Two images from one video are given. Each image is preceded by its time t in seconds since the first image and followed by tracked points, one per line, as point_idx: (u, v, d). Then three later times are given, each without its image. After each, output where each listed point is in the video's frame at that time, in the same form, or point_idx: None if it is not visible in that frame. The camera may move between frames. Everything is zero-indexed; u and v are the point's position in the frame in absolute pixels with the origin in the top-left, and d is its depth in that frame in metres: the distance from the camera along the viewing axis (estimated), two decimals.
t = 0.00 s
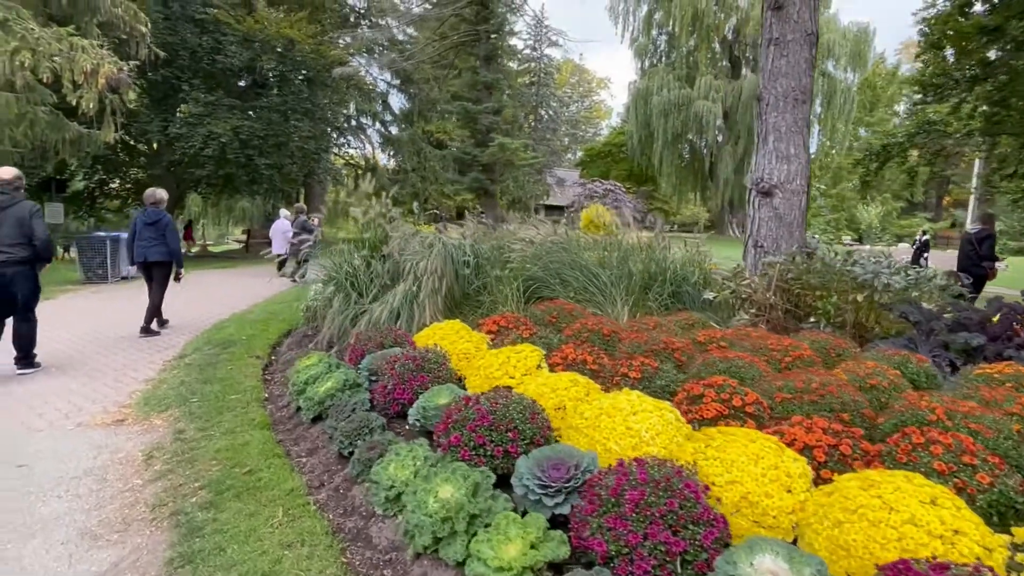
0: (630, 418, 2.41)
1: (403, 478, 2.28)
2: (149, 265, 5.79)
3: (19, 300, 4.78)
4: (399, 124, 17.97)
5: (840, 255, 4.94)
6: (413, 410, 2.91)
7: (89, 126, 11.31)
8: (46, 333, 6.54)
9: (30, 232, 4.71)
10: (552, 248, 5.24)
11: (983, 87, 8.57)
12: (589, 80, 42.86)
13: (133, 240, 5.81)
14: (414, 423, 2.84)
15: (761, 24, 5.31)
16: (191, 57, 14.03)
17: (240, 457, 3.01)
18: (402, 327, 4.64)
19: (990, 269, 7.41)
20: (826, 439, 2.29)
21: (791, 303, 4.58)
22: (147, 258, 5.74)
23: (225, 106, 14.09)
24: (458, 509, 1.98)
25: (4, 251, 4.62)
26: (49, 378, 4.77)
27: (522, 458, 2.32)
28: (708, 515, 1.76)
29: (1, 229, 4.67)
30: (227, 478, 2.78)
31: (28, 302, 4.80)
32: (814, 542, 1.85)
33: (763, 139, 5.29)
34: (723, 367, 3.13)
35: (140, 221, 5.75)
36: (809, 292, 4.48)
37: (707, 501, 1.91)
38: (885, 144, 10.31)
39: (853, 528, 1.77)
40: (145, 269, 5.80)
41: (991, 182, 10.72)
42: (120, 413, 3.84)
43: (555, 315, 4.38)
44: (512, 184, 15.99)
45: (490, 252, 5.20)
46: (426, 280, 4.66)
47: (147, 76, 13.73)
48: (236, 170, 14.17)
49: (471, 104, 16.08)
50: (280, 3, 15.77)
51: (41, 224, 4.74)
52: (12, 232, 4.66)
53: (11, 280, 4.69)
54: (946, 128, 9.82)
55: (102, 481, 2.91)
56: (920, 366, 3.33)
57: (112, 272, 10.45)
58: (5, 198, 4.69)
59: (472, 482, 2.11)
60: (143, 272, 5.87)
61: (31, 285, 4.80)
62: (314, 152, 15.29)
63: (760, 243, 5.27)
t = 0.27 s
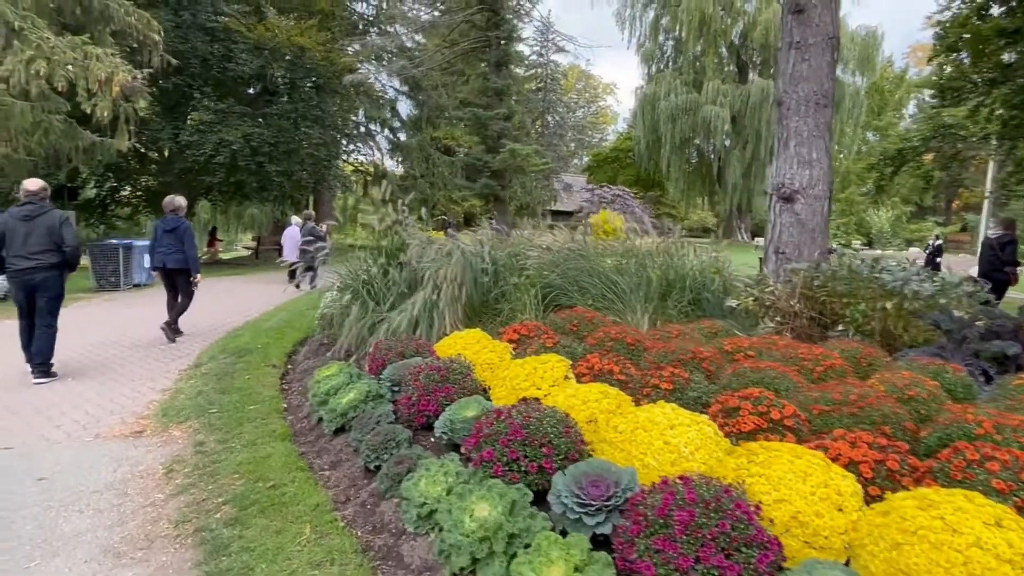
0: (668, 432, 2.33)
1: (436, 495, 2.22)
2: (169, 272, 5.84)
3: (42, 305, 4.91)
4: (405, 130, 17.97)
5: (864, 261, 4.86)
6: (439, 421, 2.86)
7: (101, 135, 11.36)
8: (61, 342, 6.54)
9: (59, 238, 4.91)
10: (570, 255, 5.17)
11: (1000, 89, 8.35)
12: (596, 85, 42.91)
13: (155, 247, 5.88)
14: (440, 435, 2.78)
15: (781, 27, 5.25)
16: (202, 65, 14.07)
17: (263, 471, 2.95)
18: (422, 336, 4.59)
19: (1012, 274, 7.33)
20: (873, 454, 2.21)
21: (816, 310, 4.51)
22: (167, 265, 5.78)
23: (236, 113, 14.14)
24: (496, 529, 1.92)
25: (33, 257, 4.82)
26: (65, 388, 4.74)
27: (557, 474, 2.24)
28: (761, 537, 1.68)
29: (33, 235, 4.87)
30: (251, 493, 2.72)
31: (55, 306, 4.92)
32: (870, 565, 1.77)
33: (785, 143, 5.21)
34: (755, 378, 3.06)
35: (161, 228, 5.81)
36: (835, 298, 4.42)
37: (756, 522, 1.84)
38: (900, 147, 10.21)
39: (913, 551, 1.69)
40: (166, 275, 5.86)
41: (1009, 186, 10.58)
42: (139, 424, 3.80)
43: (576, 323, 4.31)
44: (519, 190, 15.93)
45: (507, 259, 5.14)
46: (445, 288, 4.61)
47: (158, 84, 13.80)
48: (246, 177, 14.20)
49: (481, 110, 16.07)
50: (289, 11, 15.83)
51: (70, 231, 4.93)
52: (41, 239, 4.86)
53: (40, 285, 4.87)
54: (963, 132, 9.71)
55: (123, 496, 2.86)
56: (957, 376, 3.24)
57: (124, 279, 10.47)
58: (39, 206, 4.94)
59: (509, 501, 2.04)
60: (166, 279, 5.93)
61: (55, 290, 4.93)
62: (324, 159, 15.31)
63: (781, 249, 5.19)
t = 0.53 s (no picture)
0: (705, 447, 2.22)
1: (463, 513, 2.11)
2: (181, 278, 5.77)
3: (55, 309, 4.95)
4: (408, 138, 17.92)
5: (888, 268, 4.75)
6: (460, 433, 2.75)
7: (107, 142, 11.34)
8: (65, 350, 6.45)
9: (68, 243, 4.93)
10: (584, 262, 5.08)
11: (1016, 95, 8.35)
12: (599, 94, 42.96)
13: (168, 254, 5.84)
14: (462, 449, 2.67)
15: (798, 32, 5.17)
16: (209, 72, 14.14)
17: (276, 485, 2.84)
18: (437, 344, 4.49)
19: None
20: (924, 472, 2.09)
21: (839, 318, 4.40)
22: (178, 271, 5.72)
23: (241, 121, 14.13)
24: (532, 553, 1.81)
25: (44, 262, 4.85)
26: (71, 396, 4.64)
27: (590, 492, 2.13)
28: (821, 563, 1.57)
29: (42, 241, 4.90)
30: (265, 509, 2.61)
31: (68, 310, 4.96)
32: None
33: (804, 149, 5.12)
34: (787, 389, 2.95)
35: (173, 233, 5.77)
36: (860, 307, 4.33)
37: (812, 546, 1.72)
38: (912, 154, 10.11)
39: None
40: (177, 281, 5.79)
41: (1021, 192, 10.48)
42: (146, 435, 3.69)
43: (594, 331, 4.20)
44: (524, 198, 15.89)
45: (521, 267, 5.04)
46: (461, 295, 4.51)
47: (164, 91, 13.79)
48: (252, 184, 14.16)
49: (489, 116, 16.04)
50: (296, 19, 15.85)
51: (78, 235, 4.96)
52: (50, 244, 4.89)
53: (51, 289, 4.90)
54: (976, 138, 9.62)
55: (132, 511, 2.75)
56: (995, 387, 3.12)
57: (130, 286, 10.40)
58: (46, 213, 4.97)
59: (544, 521, 1.93)
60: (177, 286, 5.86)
61: (68, 293, 4.96)
62: (329, 166, 15.28)
63: (800, 256, 5.08)
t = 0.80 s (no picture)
0: (741, 472, 2.09)
1: (485, 545, 1.98)
2: (191, 290, 5.65)
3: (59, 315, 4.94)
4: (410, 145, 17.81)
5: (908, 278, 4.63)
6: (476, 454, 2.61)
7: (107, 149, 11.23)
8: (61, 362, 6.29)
9: (71, 251, 4.88)
10: (594, 272, 4.95)
11: None
12: (598, 102, 42.99)
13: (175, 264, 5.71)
14: (478, 471, 2.54)
15: (813, 37, 5.08)
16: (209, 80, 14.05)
17: (282, 509, 2.70)
18: (445, 357, 4.35)
19: None
20: (977, 501, 1.96)
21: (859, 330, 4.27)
22: (190, 282, 5.60)
23: (242, 128, 14.06)
24: None
25: (47, 270, 4.81)
26: (68, 410, 4.50)
27: (620, 521, 1.99)
28: None
29: (45, 249, 4.84)
30: (271, 536, 2.47)
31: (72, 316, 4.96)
32: None
33: (819, 156, 5.01)
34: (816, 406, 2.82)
35: (182, 244, 5.66)
36: (881, 319, 4.21)
37: None
38: (919, 162, 10.03)
39: None
40: (187, 292, 5.66)
41: None
42: (145, 453, 3.55)
43: (607, 344, 4.07)
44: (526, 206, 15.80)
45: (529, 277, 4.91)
46: (471, 307, 4.39)
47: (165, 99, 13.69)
48: (253, 192, 14.05)
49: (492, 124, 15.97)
50: (297, 27, 15.78)
51: (81, 244, 4.90)
52: (53, 253, 4.83)
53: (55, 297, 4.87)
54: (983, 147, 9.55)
55: (130, 537, 2.60)
56: None
57: (129, 295, 10.26)
58: (50, 221, 4.90)
59: (574, 557, 1.80)
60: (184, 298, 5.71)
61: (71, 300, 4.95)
62: (330, 174, 15.18)
63: (817, 266, 4.96)
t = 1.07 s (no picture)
0: (776, 497, 1.97)
1: None
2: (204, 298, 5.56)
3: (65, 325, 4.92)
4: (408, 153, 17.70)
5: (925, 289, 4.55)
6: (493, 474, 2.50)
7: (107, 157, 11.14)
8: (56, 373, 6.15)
9: (85, 262, 4.94)
10: (602, 281, 4.85)
11: None
12: (596, 110, 42.97)
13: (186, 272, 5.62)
14: (495, 492, 2.43)
15: (825, 45, 5.02)
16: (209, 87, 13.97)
17: (288, 532, 2.58)
18: (453, 370, 4.23)
19: None
20: None
21: (876, 342, 4.17)
22: (203, 291, 5.52)
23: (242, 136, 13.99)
24: None
25: (57, 279, 4.83)
26: (65, 424, 4.37)
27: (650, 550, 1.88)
28: None
29: (59, 258, 4.89)
30: (277, 562, 2.35)
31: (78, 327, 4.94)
32: None
33: (832, 165, 4.93)
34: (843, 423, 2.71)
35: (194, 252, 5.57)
36: (900, 331, 4.11)
37: None
38: (923, 170, 9.96)
39: None
40: (200, 301, 5.58)
41: None
42: (143, 471, 3.42)
43: (619, 357, 3.96)
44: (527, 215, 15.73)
45: (535, 287, 4.79)
46: (481, 319, 4.29)
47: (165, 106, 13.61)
48: (253, 200, 13.95)
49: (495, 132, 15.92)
50: (297, 35, 15.73)
51: (96, 256, 4.97)
52: (67, 263, 4.88)
53: (64, 306, 4.88)
54: (989, 154, 9.50)
55: (130, 563, 2.48)
56: None
57: (126, 304, 10.12)
58: (67, 232, 4.97)
59: None
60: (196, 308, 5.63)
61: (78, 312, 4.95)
62: (331, 182, 15.10)
63: (831, 276, 4.86)
